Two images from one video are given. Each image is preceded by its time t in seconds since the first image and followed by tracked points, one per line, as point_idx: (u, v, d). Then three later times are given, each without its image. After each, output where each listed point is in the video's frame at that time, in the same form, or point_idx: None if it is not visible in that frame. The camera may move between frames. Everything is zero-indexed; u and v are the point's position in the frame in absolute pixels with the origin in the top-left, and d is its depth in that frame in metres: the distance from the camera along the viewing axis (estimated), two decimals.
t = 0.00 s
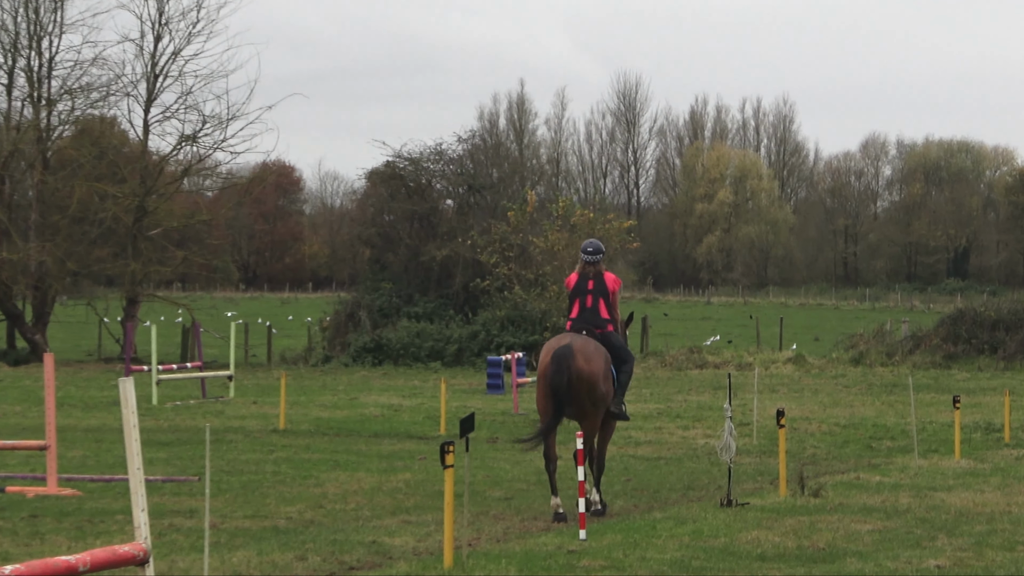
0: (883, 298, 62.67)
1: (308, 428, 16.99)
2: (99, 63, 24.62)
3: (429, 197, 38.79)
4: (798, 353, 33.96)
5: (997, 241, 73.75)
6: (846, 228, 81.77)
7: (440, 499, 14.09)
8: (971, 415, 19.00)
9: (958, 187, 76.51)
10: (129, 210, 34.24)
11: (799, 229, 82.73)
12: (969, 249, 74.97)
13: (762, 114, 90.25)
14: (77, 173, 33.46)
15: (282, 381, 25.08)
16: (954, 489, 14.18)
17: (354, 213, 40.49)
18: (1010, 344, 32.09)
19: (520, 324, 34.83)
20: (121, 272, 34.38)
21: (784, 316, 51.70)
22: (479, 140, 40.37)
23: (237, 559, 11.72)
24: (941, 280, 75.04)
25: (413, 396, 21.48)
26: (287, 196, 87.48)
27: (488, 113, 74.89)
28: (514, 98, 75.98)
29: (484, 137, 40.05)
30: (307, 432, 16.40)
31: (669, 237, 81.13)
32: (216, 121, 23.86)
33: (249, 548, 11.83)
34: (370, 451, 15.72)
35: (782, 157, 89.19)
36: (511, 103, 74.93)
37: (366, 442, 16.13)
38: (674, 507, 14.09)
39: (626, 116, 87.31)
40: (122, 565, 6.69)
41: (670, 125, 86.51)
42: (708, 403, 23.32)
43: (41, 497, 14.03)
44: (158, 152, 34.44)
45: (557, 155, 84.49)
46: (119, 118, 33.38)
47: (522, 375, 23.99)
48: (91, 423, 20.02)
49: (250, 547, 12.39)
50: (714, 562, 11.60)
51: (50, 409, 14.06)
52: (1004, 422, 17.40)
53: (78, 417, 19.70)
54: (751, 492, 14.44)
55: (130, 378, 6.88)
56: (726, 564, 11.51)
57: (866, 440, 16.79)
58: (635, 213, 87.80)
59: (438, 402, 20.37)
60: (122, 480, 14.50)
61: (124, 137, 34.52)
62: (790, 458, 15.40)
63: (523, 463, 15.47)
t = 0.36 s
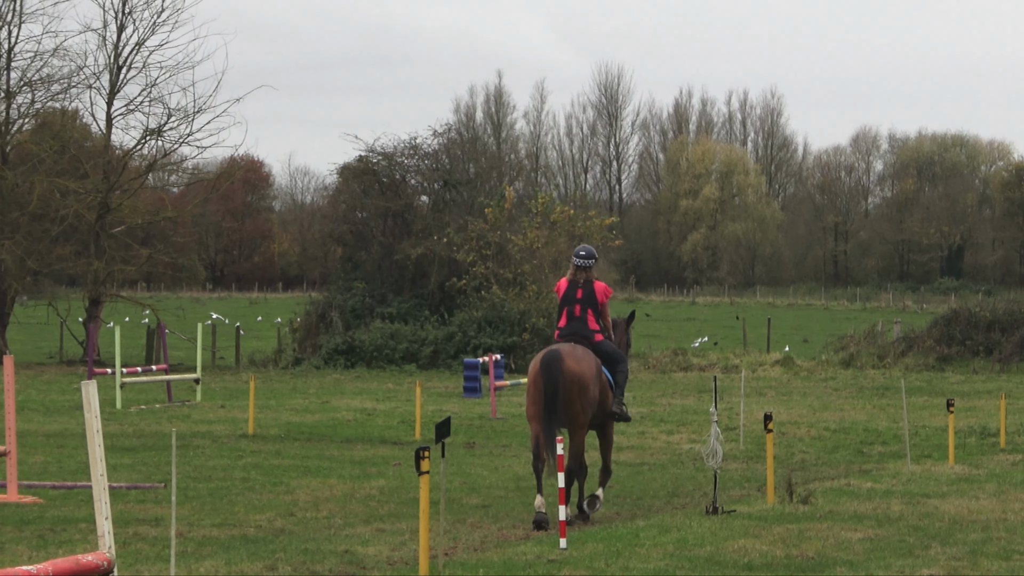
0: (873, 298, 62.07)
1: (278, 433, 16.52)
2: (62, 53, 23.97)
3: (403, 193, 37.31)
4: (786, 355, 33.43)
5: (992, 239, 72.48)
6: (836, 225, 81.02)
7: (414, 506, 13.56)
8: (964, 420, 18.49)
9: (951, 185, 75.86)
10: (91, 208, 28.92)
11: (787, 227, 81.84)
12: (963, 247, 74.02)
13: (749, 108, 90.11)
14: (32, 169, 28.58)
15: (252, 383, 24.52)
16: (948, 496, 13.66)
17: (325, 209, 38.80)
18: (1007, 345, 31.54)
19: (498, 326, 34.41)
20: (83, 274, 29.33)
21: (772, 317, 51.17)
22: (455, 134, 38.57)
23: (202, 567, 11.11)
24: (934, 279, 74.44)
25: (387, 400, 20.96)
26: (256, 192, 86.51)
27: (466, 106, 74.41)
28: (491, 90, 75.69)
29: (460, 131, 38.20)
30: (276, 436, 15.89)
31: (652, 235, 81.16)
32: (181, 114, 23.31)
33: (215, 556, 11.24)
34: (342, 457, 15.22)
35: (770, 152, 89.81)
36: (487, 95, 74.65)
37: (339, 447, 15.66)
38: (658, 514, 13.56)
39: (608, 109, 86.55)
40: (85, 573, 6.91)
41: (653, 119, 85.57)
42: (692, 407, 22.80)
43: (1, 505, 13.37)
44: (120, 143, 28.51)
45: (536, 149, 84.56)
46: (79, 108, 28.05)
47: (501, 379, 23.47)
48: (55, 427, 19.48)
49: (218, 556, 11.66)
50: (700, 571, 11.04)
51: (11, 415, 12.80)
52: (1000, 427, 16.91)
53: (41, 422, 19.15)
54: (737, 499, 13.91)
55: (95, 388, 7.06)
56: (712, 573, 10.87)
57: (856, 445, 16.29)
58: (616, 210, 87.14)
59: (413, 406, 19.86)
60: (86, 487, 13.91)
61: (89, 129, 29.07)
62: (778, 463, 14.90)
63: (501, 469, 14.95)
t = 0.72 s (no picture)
0: (871, 298, 62.09)
1: (275, 433, 16.50)
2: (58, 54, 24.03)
3: (400, 193, 37.32)
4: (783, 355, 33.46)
5: (989, 239, 72.31)
6: (833, 225, 80.97)
7: (412, 507, 13.56)
8: (961, 419, 18.47)
9: (948, 185, 75.69)
10: (87, 206, 29.22)
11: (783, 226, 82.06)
12: (960, 247, 73.78)
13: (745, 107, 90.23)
14: (31, 170, 28.02)
15: (247, 383, 24.53)
16: (945, 496, 13.66)
17: (322, 209, 38.92)
18: (1003, 345, 31.55)
19: (495, 326, 34.38)
20: (79, 271, 29.70)
21: (769, 317, 51.22)
22: (452, 134, 38.69)
23: (200, 567, 11.14)
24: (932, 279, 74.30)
25: (383, 400, 20.97)
26: (253, 193, 86.54)
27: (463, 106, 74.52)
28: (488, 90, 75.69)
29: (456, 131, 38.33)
30: (273, 436, 15.90)
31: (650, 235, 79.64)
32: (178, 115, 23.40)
33: (213, 557, 11.25)
34: (339, 457, 15.21)
35: (767, 152, 90.00)
36: (484, 95, 74.65)
37: (336, 447, 15.63)
38: (654, 515, 13.56)
39: (605, 109, 86.54)
40: (82, 573, 6.96)
41: (650, 119, 85.63)
42: (688, 407, 22.79)
43: None
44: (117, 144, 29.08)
45: (532, 149, 84.68)
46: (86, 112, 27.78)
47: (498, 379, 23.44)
48: (51, 427, 19.48)
49: (214, 556, 11.67)
50: (697, 571, 11.04)
51: (7, 415, 12.80)
52: (997, 427, 16.92)
53: (36, 423, 19.14)
54: (735, 499, 13.90)
55: (92, 388, 7.10)
56: (710, 573, 10.82)
57: (854, 444, 16.27)
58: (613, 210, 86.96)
59: (409, 406, 19.83)
60: (82, 488, 13.89)
61: (83, 129, 29.00)
62: (775, 463, 14.87)
63: (498, 469, 14.92)
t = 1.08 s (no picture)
0: (870, 298, 62.14)
1: (274, 433, 16.45)
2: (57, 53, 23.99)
3: (400, 193, 37.30)
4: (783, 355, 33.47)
5: (989, 238, 71.54)
6: (833, 225, 81.75)
7: (412, 507, 13.54)
8: (962, 419, 18.46)
9: (947, 184, 75.73)
10: (87, 207, 28.97)
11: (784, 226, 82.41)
12: (960, 246, 73.64)
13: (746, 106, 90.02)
14: (31, 170, 27.93)
15: (245, 383, 24.52)
16: (946, 496, 13.65)
17: (321, 210, 38.91)
18: (1004, 344, 31.56)
19: (495, 325, 34.33)
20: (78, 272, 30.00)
21: (769, 317, 51.24)
22: (452, 134, 38.69)
23: (201, 567, 11.14)
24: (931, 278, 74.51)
25: (382, 400, 20.96)
26: (252, 193, 86.98)
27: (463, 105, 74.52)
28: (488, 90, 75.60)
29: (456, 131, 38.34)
30: (273, 436, 15.88)
31: (650, 234, 79.44)
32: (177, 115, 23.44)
33: (213, 558, 11.26)
34: (339, 456, 15.18)
35: (767, 151, 89.90)
36: (485, 95, 74.53)
37: (335, 447, 15.58)
38: (654, 515, 13.55)
39: (605, 108, 86.47)
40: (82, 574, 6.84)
41: (649, 118, 85.66)
42: (687, 407, 22.74)
43: None
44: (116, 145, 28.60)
45: (532, 149, 84.17)
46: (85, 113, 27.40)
47: (497, 379, 23.37)
48: (50, 427, 19.47)
49: (215, 556, 11.68)
50: (697, 571, 11.04)
51: (7, 415, 12.80)
52: (997, 427, 16.91)
53: (35, 423, 19.13)
54: (735, 499, 13.90)
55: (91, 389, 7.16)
56: (711, 574, 10.80)
57: (854, 445, 16.25)
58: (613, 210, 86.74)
59: (409, 406, 19.80)
60: (81, 488, 13.89)
61: (82, 129, 28.53)
62: (775, 463, 14.85)
63: (498, 468, 14.86)
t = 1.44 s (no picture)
0: (872, 298, 61.34)
1: (246, 440, 15.75)
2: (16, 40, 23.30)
3: (378, 187, 36.60)
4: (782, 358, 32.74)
5: (998, 236, 71.65)
6: (833, 221, 81.54)
7: (390, 519, 12.84)
8: (970, 426, 17.74)
9: (956, 177, 75.12)
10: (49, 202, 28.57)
11: (783, 224, 81.66)
12: (968, 244, 73.17)
13: (743, 97, 88.81)
14: None
15: (215, 388, 23.79)
16: (952, 507, 12.97)
17: (296, 205, 38.18)
18: (1014, 347, 30.83)
19: (478, 327, 33.46)
20: (40, 270, 29.39)
21: (767, 317, 50.53)
22: (433, 126, 38.04)
23: None
24: (938, 277, 73.87)
25: (360, 406, 20.24)
26: (222, 187, 86.01)
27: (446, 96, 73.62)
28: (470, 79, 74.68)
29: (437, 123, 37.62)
30: (246, 444, 15.20)
31: (641, 232, 79.91)
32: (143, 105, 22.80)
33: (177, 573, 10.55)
34: (314, 464, 14.49)
35: (764, 144, 88.45)
36: (468, 85, 73.63)
37: (310, 455, 14.89)
38: (646, 526, 12.86)
39: (593, 99, 85.36)
40: None
41: (641, 110, 84.79)
42: (682, 413, 21.99)
43: None
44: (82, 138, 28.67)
45: (519, 141, 83.33)
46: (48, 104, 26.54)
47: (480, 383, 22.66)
48: (12, 434, 18.70)
49: (183, 570, 11.02)
50: None
51: None
52: (1007, 434, 16.19)
53: None
54: (730, 510, 13.21)
55: (52, 394, 6.74)
56: None
57: (856, 453, 15.55)
58: (603, 205, 85.89)
59: (389, 411, 19.08)
60: (41, 498, 13.17)
61: (45, 120, 28.15)
62: (774, 472, 14.15)
63: (482, 477, 14.16)
